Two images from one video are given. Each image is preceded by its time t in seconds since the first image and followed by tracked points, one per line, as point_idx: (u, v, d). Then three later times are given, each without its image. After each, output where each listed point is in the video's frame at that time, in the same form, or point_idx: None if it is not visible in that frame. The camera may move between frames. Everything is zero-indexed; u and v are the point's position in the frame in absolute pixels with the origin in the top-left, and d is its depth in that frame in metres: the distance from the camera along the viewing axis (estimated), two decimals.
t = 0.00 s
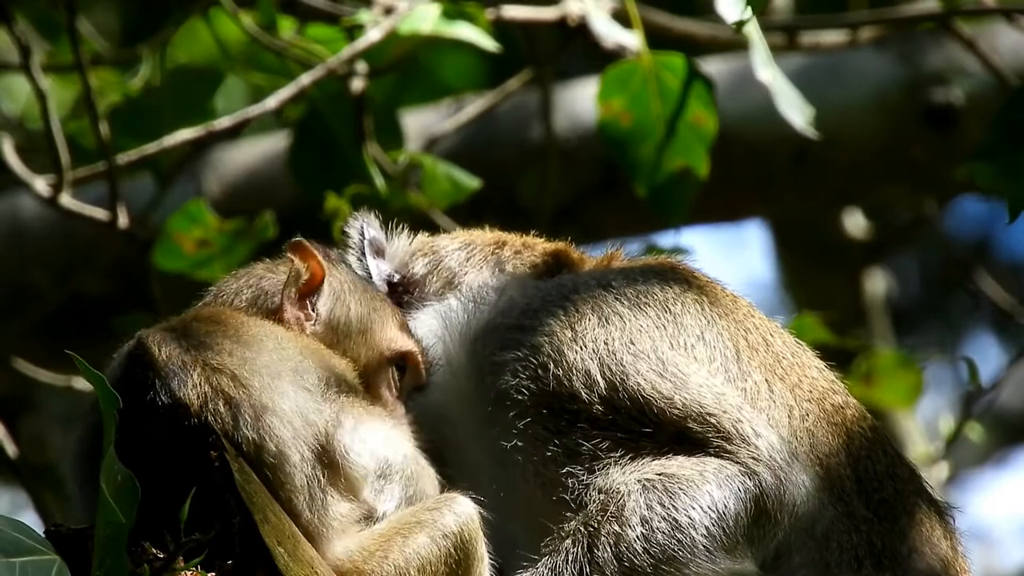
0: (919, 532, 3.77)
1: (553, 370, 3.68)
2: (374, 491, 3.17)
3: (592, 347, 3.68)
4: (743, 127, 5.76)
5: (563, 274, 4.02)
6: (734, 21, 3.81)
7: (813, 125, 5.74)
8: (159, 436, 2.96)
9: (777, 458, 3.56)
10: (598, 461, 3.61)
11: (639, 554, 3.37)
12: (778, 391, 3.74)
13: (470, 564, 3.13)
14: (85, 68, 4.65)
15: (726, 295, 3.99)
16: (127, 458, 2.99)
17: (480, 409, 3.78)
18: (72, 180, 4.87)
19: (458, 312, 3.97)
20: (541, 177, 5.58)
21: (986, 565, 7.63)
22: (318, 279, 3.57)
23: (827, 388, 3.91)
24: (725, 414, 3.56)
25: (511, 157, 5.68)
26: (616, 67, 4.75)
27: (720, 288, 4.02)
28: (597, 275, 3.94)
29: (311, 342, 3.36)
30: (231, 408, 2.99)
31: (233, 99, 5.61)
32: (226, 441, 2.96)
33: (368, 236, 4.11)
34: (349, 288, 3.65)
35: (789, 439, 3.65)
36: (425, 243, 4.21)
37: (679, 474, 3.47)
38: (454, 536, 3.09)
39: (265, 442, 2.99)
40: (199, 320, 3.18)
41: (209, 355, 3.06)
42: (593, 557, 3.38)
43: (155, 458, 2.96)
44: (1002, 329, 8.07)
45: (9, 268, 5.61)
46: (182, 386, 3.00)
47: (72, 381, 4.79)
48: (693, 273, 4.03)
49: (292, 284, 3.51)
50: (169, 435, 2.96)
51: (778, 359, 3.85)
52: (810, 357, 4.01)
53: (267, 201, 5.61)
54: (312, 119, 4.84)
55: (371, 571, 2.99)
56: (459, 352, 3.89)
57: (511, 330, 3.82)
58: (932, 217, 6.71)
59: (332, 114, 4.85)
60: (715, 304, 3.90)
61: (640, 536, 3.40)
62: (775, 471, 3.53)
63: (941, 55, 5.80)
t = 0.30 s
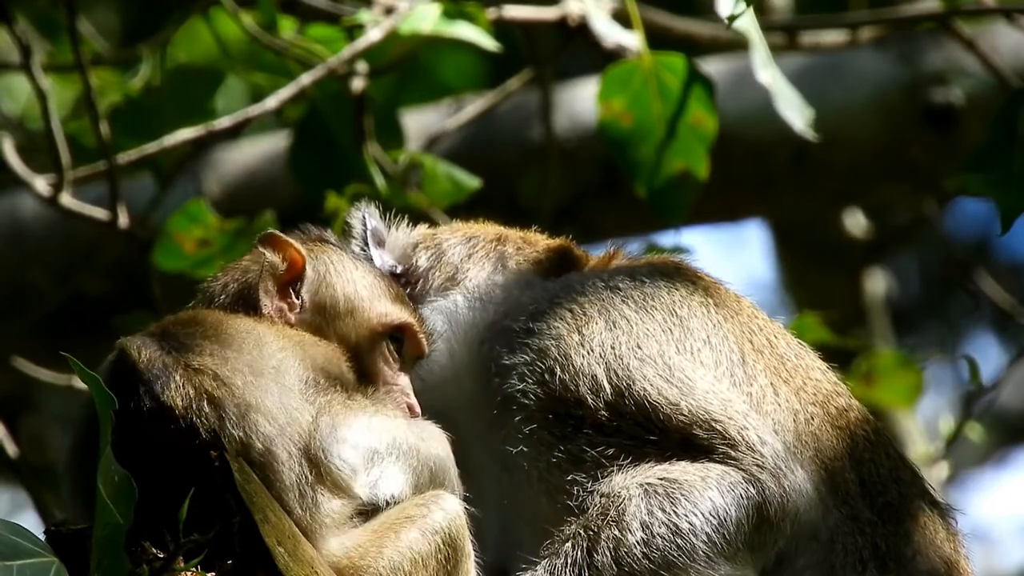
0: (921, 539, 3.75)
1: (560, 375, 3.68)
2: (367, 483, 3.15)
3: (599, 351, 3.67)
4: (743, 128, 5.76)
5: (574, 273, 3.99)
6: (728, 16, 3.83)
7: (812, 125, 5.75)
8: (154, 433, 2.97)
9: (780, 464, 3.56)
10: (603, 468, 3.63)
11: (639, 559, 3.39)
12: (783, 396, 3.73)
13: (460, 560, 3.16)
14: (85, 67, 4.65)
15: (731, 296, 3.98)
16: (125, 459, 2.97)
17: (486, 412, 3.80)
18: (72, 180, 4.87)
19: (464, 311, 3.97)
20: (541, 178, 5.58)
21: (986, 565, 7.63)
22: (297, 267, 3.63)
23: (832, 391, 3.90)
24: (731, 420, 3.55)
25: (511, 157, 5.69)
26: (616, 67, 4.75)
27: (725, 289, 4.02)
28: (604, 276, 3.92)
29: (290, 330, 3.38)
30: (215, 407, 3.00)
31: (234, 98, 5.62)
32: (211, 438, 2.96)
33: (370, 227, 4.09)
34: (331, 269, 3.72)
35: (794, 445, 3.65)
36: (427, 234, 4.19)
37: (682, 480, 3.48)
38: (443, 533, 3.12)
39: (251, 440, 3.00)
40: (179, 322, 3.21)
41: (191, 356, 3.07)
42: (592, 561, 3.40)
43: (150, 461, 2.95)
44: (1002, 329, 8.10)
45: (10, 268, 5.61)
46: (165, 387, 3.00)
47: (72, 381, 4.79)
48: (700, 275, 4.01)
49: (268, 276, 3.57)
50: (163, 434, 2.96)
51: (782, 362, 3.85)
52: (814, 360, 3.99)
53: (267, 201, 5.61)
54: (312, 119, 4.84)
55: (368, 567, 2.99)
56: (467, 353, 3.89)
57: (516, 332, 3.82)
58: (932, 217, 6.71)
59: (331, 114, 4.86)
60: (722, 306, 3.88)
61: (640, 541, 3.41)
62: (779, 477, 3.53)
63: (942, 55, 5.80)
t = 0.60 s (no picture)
0: (921, 541, 3.75)
1: (562, 377, 3.68)
2: (368, 486, 3.15)
3: (602, 353, 3.67)
4: (743, 128, 5.76)
5: (578, 274, 3.99)
6: (728, 15, 3.84)
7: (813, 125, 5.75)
8: (156, 433, 2.97)
9: (783, 467, 3.56)
10: (605, 471, 3.63)
11: (639, 561, 3.39)
12: (785, 397, 3.73)
13: (461, 560, 3.15)
14: (85, 67, 4.65)
15: (734, 298, 3.97)
16: (125, 458, 2.97)
17: (488, 413, 3.79)
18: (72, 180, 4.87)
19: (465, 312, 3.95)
20: (541, 178, 5.58)
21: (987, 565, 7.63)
22: (290, 265, 3.63)
23: (833, 392, 3.90)
24: (734, 423, 3.56)
25: (511, 157, 5.69)
26: (616, 67, 4.75)
27: (727, 290, 4.01)
28: (606, 277, 3.92)
29: (289, 332, 3.38)
30: (220, 407, 3.01)
31: (234, 98, 5.62)
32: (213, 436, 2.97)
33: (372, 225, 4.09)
34: (322, 263, 3.73)
35: (797, 448, 3.65)
36: (430, 231, 4.19)
37: (683, 482, 3.48)
38: (445, 534, 3.11)
39: (256, 441, 3.01)
40: (181, 321, 3.21)
41: (194, 356, 3.08)
42: (593, 562, 3.40)
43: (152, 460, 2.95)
44: (1002, 329, 8.11)
45: (10, 267, 5.61)
46: (171, 387, 3.00)
47: (72, 381, 4.79)
48: (701, 276, 4.01)
49: (259, 276, 3.56)
50: (162, 434, 2.96)
51: (784, 363, 3.85)
52: (816, 361, 3.98)
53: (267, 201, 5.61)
54: (312, 119, 4.84)
55: (369, 568, 3.00)
56: (469, 355, 3.88)
57: (518, 334, 3.81)
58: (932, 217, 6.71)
59: (331, 114, 4.86)
60: (724, 307, 3.88)
61: (641, 543, 3.42)
62: (781, 480, 3.53)
63: (942, 55, 5.80)
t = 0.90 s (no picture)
0: (923, 544, 3.77)
1: (568, 382, 3.67)
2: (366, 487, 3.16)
3: (607, 359, 3.66)
4: (742, 128, 5.76)
5: (587, 274, 3.97)
6: (728, 15, 3.85)
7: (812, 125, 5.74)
8: (155, 433, 2.96)
9: (787, 475, 3.55)
10: (609, 477, 3.63)
11: (641, 566, 3.39)
12: (789, 404, 3.73)
13: (460, 560, 3.16)
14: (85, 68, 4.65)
15: (736, 302, 3.96)
16: (125, 458, 2.97)
17: (492, 417, 3.79)
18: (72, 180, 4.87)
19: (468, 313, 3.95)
20: (541, 178, 5.58)
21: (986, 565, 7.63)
22: (282, 270, 3.62)
23: (835, 395, 3.89)
24: (739, 431, 3.55)
25: (511, 157, 5.69)
26: (616, 67, 4.75)
27: (728, 295, 3.99)
28: (611, 280, 3.90)
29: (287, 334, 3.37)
30: (219, 407, 3.00)
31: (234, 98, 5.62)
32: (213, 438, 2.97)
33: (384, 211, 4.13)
34: (315, 267, 3.73)
35: (801, 455, 3.64)
36: (441, 222, 4.22)
37: (687, 487, 3.47)
38: (444, 533, 3.12)
39: (255, 441, 3.00)
40: (177, 322, 3.20)
41: (193, 356, 3.07)
42: (595, 566, 3.40)
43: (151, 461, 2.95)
44: (1002, 328, 8.11)
45: (9, 267, 5.61)
46: (169, 387, 3.00)
47: (72, 381, 4.79)
48: (705, 279, 4.00)
49: (250, 281, 3.55)
50: (161, 434, 2.96)
51: (788, 367, 3.84)
52: (817, 363, 3.98)
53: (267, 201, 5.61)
54: (312, 120, 4.82)
55: (369, 568, 3.01)
56: (473, 358, 3.88)
57: (523, 338, 3.80)
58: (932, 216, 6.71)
59: (331, 114, 4.88)
60: (728, 312, 3.87)
61: (643, 547, 3.41)
62: (784, 488, 3.53)
63: (941, 55, 5.80)
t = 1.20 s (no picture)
0: (927, 551, 3.76)
1: (577, 390, 3.68)
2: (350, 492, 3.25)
3: (616, 366, 3.68)
4: (742, 128, 5.76)
5: (598, 280, 3.95)
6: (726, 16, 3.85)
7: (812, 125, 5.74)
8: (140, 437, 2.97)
9: (796, 489, 3.54)
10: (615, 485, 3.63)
11: (643, 571, 3.37)
12: (795, 414, 3.71)
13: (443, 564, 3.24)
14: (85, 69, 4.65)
15: (741, 310, 3.96)
16: (122, 458, 2.97)
17: (499, 423, 3.80)
18: (71, 180, 4.87)
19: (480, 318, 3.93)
20: (541, 178, 5.58)
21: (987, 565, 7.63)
22: (341, 310, 3.63)
23: (838, 404, 3.89)
24: (748, 441, 3.54)
25: (511, 157, 5.69)
26: (616, 67, 4.74)
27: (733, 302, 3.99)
28: (621, 286, 3.91)
29: (298, 370, 3.33)
30: (191, 400, 3.01)
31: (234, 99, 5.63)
32: (186, 430, 2.97)
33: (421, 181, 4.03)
34: (383, 328, 3.67)
35: (808, 467, 3.64)
36: (470, 209, 4.21)
37: (692, 494, 3.46)
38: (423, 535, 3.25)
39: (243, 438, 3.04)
40: (156, 338, 3.23)
41: (166, 356, 3.09)
42: (597, 570, 3.39)
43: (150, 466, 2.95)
44: (1002, 328, 8.11)
45: (9, 268, 5.61)
46: (143, 384, 3.00)
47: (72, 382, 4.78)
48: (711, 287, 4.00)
49: (309, 304, 3.61)
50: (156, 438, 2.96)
51: (793, 376, 3.84)
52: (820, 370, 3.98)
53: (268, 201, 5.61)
54: (312, 120, 4.83)
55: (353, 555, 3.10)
56: (481, 364, 3.88)
57: (532, 344, 3.80)
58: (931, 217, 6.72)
59: (332, 116, 4.87)
60: (735, 320, 3.88)
61: (646, 553, 3.39)
62: (791, 500, 3.51)
63: (941, 55, 5.80)
